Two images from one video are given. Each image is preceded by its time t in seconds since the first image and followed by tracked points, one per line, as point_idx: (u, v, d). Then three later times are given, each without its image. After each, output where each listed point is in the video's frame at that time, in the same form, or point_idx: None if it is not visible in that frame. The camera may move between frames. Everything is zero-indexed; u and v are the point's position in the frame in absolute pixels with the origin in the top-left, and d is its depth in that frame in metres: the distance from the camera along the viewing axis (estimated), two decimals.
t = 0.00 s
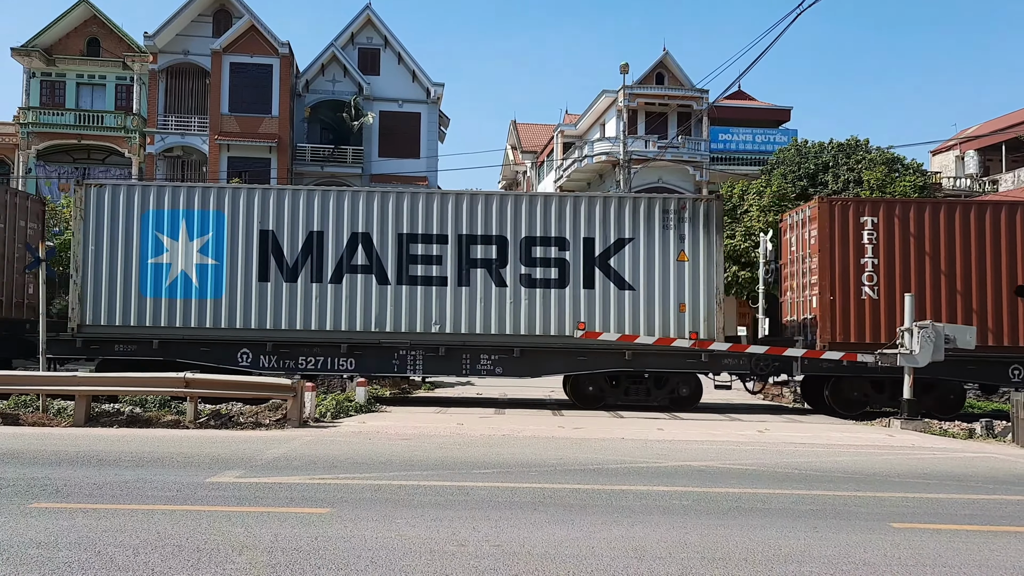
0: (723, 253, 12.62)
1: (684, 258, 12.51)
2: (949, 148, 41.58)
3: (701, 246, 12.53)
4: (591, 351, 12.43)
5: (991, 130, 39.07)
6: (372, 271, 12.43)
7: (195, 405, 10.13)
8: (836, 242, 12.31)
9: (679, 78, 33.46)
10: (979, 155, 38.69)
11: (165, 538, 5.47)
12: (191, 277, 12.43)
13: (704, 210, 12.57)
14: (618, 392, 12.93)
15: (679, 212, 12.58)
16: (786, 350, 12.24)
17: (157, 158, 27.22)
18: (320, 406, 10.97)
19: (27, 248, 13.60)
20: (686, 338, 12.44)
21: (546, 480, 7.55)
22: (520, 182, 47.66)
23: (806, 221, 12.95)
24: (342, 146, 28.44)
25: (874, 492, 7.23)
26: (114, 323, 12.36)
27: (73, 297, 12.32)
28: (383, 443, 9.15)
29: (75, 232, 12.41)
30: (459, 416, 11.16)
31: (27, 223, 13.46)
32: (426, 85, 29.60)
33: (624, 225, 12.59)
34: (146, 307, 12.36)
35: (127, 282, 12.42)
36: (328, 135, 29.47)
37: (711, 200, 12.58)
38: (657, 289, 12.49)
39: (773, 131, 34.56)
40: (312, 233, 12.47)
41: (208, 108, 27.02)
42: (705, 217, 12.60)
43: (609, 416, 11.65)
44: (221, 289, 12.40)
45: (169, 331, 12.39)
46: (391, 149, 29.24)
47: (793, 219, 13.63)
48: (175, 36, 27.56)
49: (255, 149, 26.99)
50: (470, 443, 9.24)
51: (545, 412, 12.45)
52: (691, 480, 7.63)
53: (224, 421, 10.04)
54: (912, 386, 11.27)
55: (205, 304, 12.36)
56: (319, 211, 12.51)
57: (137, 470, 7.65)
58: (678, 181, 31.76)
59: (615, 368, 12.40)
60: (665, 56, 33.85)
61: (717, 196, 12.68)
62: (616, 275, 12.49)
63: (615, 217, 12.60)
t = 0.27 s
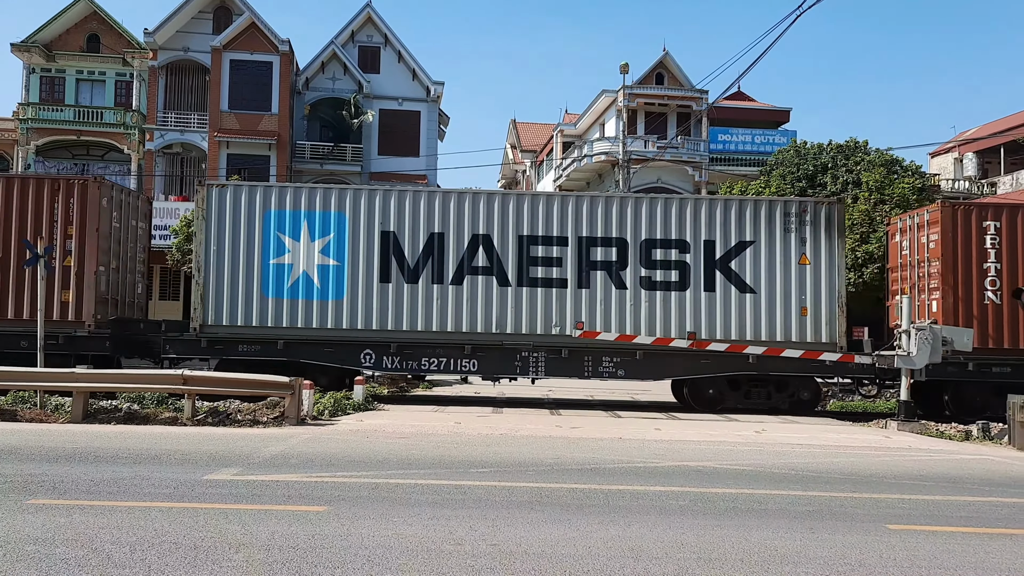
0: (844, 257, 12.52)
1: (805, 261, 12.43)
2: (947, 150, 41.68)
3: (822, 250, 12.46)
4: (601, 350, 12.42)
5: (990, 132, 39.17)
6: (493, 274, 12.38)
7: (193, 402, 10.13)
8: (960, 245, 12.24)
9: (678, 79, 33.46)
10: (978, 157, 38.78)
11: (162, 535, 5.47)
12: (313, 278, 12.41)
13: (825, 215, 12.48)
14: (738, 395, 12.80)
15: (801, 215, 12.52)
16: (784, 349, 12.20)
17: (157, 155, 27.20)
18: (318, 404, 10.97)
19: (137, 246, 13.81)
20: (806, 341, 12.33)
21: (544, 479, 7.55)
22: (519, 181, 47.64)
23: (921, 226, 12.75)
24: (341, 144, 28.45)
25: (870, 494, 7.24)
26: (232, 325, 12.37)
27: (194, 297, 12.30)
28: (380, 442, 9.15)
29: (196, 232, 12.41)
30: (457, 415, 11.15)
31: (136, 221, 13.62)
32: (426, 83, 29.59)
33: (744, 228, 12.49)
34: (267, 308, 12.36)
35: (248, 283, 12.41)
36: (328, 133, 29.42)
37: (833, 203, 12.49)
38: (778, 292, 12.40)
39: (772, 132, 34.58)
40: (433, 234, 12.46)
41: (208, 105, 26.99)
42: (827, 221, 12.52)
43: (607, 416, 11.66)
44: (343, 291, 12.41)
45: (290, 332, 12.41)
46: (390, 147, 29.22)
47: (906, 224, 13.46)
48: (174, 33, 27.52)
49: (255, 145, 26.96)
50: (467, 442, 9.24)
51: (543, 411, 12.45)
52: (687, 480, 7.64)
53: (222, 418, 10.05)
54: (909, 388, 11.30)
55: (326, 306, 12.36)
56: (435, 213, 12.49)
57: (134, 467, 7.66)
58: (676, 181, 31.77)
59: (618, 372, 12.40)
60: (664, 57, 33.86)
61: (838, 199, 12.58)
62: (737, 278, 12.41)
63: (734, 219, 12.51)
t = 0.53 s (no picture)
0: (958, 262, 12.57)
1: (919, 266, 12.52)
2: (937, 153, 41.92)
3: (937, 256, 12.50)
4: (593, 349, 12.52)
5: (980, 135, 39.42)
6: (607, 277, 12.43)
7: (183, 400, 10.09)
8: None
9: (671, 79, 33.51)
10: (968, 160, 39.03)
11: (150, 533, 5.45)
12: (427, 280, 12.51)
13: (939, 220, 12.51)
14: (853, 401, 12.74)
15: (915, 220, 12.56)
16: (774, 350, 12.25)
17: (148, 151, 27.09)
18: (308, 403, 10.92)
19: (239, 246, 13.98)
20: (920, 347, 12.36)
21: (535, 479, 7.55)
22: (512, 180, 47.64)
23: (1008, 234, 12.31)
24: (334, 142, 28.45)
25: (860, 494, 7.26)
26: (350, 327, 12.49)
27: (311, 301, 12.44)
28: (371, 441, 9.14)
29: (311, 236, 12.49)
30: (449, 414, 11.15)
31: (239, 221, 13.77)
32: (419, 82, 29.57)
33: (844, 233, 12.57)
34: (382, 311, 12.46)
35: (365, 285, 12.52)
36: (322, 130, 29.54)
37: (947, 209, 12.52)
38: (892, 298, 12.47)
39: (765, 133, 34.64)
40: (546, 237, 12.54)
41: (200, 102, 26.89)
42: (941, 226, 12.56)
43: (598, 415, 11.69)
44: (458, 294, 12.49)
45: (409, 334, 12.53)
46: (383, 146, 29.19)
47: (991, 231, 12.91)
48: (167, 29, 27.40)
49: (247, 143, 26.90)
50: (458, 441, 9.24)
51: (534, 411, 12.45)
52: (677, 480, 7.65)
53: (212, 416, 10.02)
54: (899, 389, 11.35)
55: (442, 308, 12.45)
56: (542, 215, 12.57)
57: (123, 465, 7.62)
58: (669, 181, 31.80)
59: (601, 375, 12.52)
60: (657, 57, 33.90)
61: (950, 204, 12.62)
62: (851, 283, 12.48)
63: (851, 224, 12.58)
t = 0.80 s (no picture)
0: None
1: None
2: (932, 154, 42.00)
3: None
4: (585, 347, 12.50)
5: (975, 136, 39.56)
6: (723, 282, 12.49)
7: (176, 400, 10.06)
8: None
9: (666, 79, 33.54)
10: (962, 161, 39.13)
11: (142, 533, 5.43)
12: (544, 285, 12.50)
13: None
14: (970, 406, 12.75)
15: None
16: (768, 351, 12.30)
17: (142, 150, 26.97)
18: (302, 403, 10.89)
19: (344, 249, 14.07)
20: None
21: (528, 479, 7.54)
22: (508, 180, 47.62)
23: None
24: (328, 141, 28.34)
25: (853, 495, 7.27)
26: (466, 330, 12.52)
27: (427, 304, 12.52)
28: (364, 441, 9.11)
29: (429, 238, 12.58)
30: (443, 414, 11.13)
31: (345, 226, 14.04)
32: (414, 81, 29.54)
33: (948, 238, 12.68)
34: (497, 313, 12.53)
35: (480, 288, 12.54)
36: (316, 129, 29.35)
37: None
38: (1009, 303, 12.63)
39: (760, 133, 34.67)
40: (662, 242, 12.56)
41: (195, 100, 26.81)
42: None
43: (592, 415, 11.70)
44: (574, 298, 12.49)
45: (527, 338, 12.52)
46: (378, 145, 29.13)
47: None
48: (161, 27, 27.33)
49: (241, 142, 26.85)
50: (452, 441, 9.22)
51: (529, 411, 12.44)
52: (671, 480, 7.65)
53: (206, 416, 10.00)
54: (892, 389, 11.36)
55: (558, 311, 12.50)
56: (643, 219, 12.60)
57: (116, 464, 7.59)
58: (664, 182, 31.83)
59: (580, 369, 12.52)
60: (653, 57, 33.93)
61: None
62: (970, 288, 12.60)
63: (967, 229, 12.71)
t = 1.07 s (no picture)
0: None
1: None
2: (925, 155, 42.08)
3: None
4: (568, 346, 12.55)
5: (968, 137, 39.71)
6: (840, 286, 12.55)
7: (170, 399, 10.04)
8: None
9: (661, 79, 33.57)
10: (955, 161, 39.22)
11: (135, 533, 5.41)
12: (659, 288, 12.49)
13: None
14: None
15: None
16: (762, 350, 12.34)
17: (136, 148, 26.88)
18: (296, 402, 10.87)
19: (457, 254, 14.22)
20: None
21: (522, 478, 7.54)
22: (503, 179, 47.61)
23: None
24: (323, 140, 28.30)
25: (845, 494, 7.29)
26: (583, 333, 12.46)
27: (544, 308, 12.44)
28: (359, 440, 9.11)
29: (543, 240, 12.56)
30: (437, 413, 11.13)
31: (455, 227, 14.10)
32: (409, 80, 29.51)
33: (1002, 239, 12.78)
34: (614, 316, 12.44)
35: (595, 291, 12.49)
36: (310, 128, 29.23)
37: None
38: None
39: (754, 134, 34.71)
40: (778, 245, 12.60)
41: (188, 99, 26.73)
42: None
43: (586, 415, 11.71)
44: (689, 302, 12.49)
45: (646, 342, 12.48)
46: (373, 144, 29.10)
47: None
48: (155, 26, 27.25)
49: (235, 141, 26.81)
50: (446, 440, 9.22)
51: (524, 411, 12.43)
52: (664, 480, 7.66)
53: (200, 415, 9.98)
54: (885, 389, 11.39)
55: (675, 316, 12.46)
56: (737, 223, 12.61)
57: (108, 463, 7.57)
58: (658, 181, 31.86)
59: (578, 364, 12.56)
60: (647, 57, 33.96)
61: None
62: None
63: None
